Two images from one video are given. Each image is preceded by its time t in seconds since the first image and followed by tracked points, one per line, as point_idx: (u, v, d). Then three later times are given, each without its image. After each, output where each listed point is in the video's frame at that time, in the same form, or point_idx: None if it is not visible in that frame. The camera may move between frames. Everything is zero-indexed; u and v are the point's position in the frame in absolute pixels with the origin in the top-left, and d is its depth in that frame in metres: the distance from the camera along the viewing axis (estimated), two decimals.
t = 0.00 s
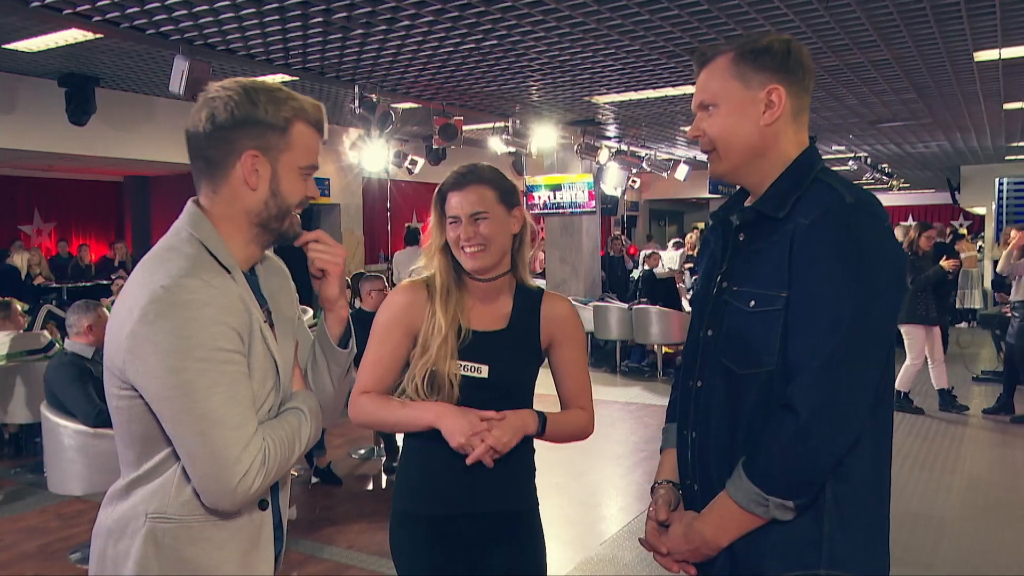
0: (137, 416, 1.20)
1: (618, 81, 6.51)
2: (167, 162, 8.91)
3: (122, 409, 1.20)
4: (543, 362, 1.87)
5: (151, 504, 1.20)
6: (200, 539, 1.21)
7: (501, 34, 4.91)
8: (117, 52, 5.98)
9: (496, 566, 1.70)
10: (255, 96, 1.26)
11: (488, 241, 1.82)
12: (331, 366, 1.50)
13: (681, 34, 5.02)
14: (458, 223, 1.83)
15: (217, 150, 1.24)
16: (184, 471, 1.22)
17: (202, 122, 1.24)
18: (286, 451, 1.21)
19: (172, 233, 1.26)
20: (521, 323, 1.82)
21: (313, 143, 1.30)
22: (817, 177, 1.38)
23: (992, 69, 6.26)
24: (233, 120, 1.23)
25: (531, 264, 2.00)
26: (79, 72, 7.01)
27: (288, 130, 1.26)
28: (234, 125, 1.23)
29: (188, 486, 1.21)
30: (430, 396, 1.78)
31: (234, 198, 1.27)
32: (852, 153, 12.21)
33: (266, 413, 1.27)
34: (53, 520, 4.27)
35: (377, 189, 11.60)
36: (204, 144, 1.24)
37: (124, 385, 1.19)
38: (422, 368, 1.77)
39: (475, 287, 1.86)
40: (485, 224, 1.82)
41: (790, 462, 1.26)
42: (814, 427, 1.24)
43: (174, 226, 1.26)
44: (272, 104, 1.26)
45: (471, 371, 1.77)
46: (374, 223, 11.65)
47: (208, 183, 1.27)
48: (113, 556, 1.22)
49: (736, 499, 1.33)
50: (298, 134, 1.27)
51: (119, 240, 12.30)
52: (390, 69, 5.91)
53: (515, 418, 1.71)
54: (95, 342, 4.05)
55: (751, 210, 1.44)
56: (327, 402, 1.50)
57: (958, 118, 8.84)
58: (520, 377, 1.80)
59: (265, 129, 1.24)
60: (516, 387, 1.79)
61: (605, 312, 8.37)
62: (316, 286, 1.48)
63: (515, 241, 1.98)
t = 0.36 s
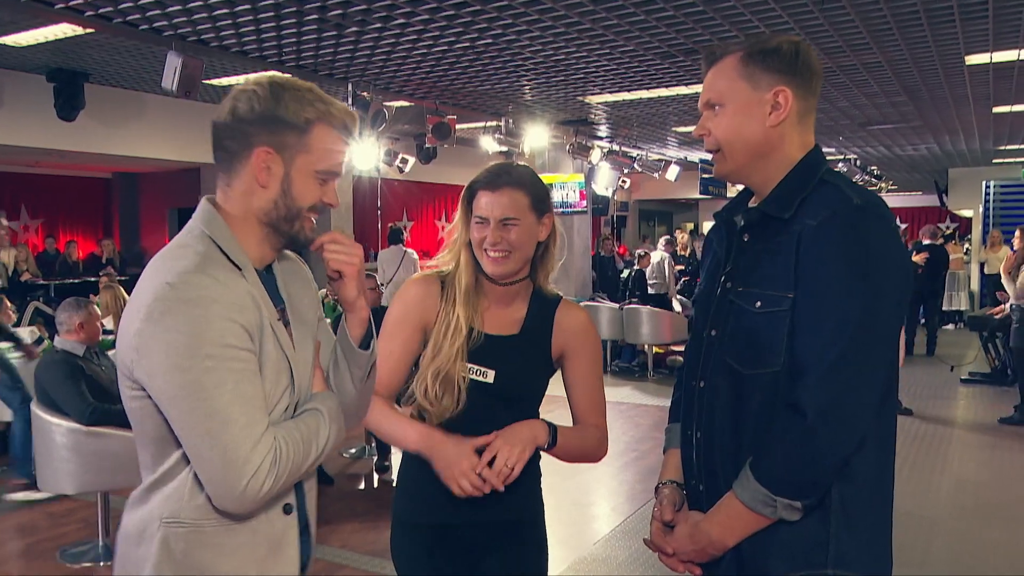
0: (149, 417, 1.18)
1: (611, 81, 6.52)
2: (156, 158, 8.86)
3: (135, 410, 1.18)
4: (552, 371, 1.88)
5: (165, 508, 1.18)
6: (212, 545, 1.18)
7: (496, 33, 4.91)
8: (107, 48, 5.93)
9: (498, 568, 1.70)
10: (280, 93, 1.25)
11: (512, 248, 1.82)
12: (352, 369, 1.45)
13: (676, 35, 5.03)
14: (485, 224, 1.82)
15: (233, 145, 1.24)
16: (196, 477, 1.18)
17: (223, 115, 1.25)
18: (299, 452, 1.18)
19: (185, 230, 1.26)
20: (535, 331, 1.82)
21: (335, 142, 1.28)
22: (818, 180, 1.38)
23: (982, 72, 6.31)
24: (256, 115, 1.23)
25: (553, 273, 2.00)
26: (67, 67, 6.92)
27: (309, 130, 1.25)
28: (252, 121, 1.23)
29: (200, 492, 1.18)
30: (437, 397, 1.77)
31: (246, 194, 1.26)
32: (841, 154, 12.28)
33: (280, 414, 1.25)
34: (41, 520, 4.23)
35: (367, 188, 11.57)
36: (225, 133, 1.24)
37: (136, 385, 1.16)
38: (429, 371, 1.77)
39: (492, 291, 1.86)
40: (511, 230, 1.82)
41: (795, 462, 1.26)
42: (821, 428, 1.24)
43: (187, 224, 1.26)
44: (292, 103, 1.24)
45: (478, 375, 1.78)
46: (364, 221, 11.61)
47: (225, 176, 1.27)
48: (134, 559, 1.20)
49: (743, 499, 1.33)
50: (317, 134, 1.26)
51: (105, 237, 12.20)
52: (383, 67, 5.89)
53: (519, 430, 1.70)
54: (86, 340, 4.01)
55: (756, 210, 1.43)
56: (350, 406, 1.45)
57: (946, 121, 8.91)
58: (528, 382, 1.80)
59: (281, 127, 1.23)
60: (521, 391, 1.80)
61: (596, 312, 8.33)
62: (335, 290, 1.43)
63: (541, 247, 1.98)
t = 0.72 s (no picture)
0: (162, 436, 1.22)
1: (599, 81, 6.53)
2: (138, 154, 8.76)
3: (149, 434, 1.25)
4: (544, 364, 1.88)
5: (198, 526, 1.20)
6: (252, 553, 1.20)
7: (486, 32, 4.90)
8: (90, 41, 5.86)
9: (495, 569, 1.76)
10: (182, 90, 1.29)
11: (500, 241, 1.83)
12: (367, 345, 1.43)
13: (666, 35, 5.05)
14: (479, 217, 1.83)
15: (169, 158, 1.29)
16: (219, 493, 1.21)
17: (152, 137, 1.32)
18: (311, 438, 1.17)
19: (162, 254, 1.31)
20: (522, 325, 1.83)
21: (253, 109, 1.29)
22: (812, 176, 1.38)
23: (966, 76, 6.37)
24: (172, 119, 1.28)
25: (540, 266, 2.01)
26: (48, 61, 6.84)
27: (225, 107, 1.27)
28: (176, 123, 1.27)
29: (224, 503, 1.21)
30: (433, 401, 1.78)
31: (198, 194, 1.29)
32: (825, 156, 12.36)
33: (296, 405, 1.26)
34: (22, 519, 4.18)
35: (351, 186, 11.50)
36: (159, 153, 1.30)
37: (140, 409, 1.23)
38: (424, 372, 1.79)
39: (478, 285, 1.87)
40: (507, 222, 1.84)
41: (796, 462, 1.26)
42: (821, 428, 1.24)
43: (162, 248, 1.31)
44: (198, 89, 1.27)
45: (471, 372, 1.80)
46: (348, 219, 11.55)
47: (178, 192, 1.31)
48: None
49: (739, 498, 1.33)
50: (235, 106, 1.28)
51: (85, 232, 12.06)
52: (372, 64, 5.87)
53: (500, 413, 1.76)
54: (69, 337, 3.93)
55: (752, 210, 1.43)
56: (381, 385, 1.44)
57: (929, 123, 8.99)
58: (519, 377, 1.82)
59: (200, 116, 1.27)
60: (512, 387, 1.81)
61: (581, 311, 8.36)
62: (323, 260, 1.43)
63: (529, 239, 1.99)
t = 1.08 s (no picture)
0: (202, 434, 1.06)
1: (595, 81, 6.53)
2: (133, 154, 8.75)
3: (184, 431, 1.07)
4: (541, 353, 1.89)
5: (234, 534, 1.07)
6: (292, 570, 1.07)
7: (483, 32, 4.90)
8: (85, 41, 5.84)
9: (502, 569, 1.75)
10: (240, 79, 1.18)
11: (495, 236, 1.89)
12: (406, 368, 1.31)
13: (662, 36, 5.06)
14: (492, 212, 1.90)
15: (220, 143, 1.16)
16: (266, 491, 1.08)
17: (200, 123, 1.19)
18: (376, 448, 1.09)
19: (208, 237, 1.15)
20: (516, 317, 1.86)
21: (312, 103, 1.19)
22: (817, 174, 1.39)
23: (961, 77, 6.40)
24: (228, 104, 1.16)
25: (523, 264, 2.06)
26: (43, 60, 6.82)
27: (280, 98, 1.16)
28: (235, 105, 1.16)
29: (273, 509, 1.08)
30: (437, 399, 1.80)
31: (251, 187, 1.16)
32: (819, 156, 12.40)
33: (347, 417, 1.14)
34: (19, 520, 4.16)
35: (346, 186, 11.50)
36: (206, 141, 1.17)
37: (182, 399, 1.06)
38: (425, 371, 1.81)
39: (471, 282, 1.92)
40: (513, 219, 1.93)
41: (802, 463, 1.27)
42: (826, 428, 1.25)
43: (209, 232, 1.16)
44: (253, 81, 1.16)
45: (473, 364, 1.82)
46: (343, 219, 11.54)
47: (226, 184, 1.18)
48: None
49: (745, 498, 1.34)
50: (292, 97, 1.17)
51: (80, 232, 12.05)
52: (368, 64, 5.87)
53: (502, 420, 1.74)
54: (66, 338, 3.91)
55: (758, 211, 1.43)
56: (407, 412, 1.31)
57: (924, 124, 9.01)
58: (517, 368, 1.84)
59: (259, 103, 1.15)
60: (512, 379, 1.83)
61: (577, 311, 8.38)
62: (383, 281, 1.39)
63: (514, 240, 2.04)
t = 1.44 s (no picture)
0: (224, 423, 1.08)
1: (594, 82, 6.54)
2: (131, 154, 8.74)
3: (204, 420, 1.08)
4: (534, 351, 1.88)
5: (253, 515, 1.08)
6: (308, 548, 1.09)
7: (482, 33, 4.90)
8: (83, 41, 5.84)
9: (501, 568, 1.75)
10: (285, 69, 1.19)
11: (491, 234, 1.90)
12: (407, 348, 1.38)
13: (660, 37, 5.07)
14: (490, 210, 1.91)
15: (256, 129, 1.18)
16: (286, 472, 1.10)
17: (238, 105, 1.21)
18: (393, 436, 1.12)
19: (224, 224, 1.16)
20: (511, 316, 1.87)
21: (352, 107, 1.21)
22: (812, 175, 1.40)
23: (958, 79, 6.41)
24: (267, 94, 1.18)
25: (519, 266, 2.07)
26: (40, 60, 6.81)
27: (323, 96, 1.18)
28: (270, 97, 1.18)
29: (293, 490, 1.09)
30: (430, 391, 1.82)
31: (282, 175, 1.18)
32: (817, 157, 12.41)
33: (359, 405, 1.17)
34: (17, 520, 4.16)
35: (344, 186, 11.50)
36: (242, 124, 1.19)
37: (205, 390, 1.07)
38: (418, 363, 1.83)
39: (467, 280, 1.93)
40: (511, 220, 1.94)
41: (798, 461, 1.28)
42: (823, 428, 1.25)
43: (226, 217, 1.16)
44: (301, 73, 1.19)
45: (467, 357, 1.83)
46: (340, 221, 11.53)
47: (255, 166, 1.20)
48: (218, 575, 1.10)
49: (743, 498, 1.34)
50: (335, 99, 1.19)
51: (78, 233, 12.04)
52: (366, 65, 5.88)
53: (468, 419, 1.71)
54: (65, 338, 3.91)
55: (757, 212, 1.44)
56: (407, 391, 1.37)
57: (921, 125, 9.03)
58: (511, 365, 1.84)
59: (301, 98, 1.17)
60: (505, 377, 1.83)
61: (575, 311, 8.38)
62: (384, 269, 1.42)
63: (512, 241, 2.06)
